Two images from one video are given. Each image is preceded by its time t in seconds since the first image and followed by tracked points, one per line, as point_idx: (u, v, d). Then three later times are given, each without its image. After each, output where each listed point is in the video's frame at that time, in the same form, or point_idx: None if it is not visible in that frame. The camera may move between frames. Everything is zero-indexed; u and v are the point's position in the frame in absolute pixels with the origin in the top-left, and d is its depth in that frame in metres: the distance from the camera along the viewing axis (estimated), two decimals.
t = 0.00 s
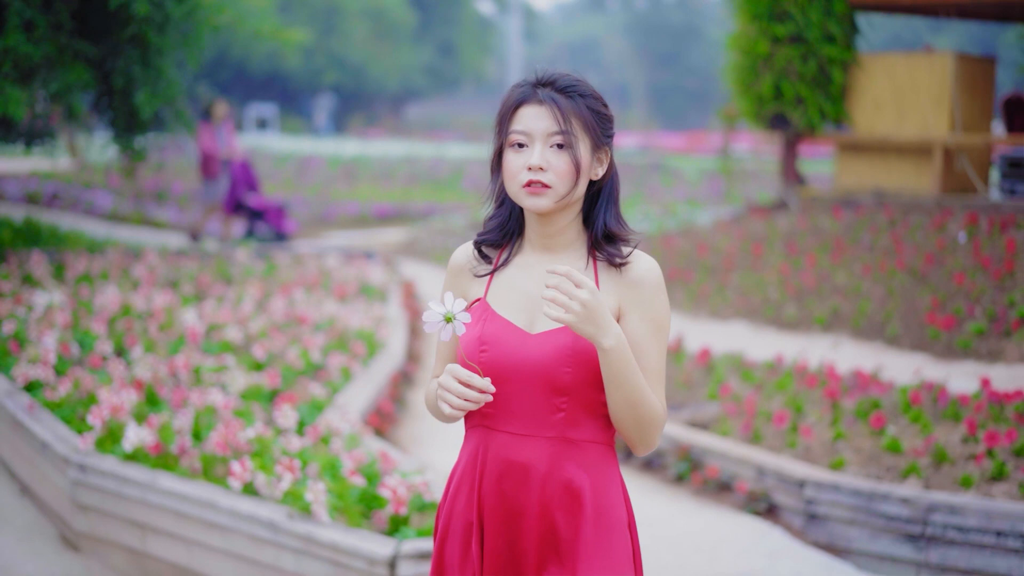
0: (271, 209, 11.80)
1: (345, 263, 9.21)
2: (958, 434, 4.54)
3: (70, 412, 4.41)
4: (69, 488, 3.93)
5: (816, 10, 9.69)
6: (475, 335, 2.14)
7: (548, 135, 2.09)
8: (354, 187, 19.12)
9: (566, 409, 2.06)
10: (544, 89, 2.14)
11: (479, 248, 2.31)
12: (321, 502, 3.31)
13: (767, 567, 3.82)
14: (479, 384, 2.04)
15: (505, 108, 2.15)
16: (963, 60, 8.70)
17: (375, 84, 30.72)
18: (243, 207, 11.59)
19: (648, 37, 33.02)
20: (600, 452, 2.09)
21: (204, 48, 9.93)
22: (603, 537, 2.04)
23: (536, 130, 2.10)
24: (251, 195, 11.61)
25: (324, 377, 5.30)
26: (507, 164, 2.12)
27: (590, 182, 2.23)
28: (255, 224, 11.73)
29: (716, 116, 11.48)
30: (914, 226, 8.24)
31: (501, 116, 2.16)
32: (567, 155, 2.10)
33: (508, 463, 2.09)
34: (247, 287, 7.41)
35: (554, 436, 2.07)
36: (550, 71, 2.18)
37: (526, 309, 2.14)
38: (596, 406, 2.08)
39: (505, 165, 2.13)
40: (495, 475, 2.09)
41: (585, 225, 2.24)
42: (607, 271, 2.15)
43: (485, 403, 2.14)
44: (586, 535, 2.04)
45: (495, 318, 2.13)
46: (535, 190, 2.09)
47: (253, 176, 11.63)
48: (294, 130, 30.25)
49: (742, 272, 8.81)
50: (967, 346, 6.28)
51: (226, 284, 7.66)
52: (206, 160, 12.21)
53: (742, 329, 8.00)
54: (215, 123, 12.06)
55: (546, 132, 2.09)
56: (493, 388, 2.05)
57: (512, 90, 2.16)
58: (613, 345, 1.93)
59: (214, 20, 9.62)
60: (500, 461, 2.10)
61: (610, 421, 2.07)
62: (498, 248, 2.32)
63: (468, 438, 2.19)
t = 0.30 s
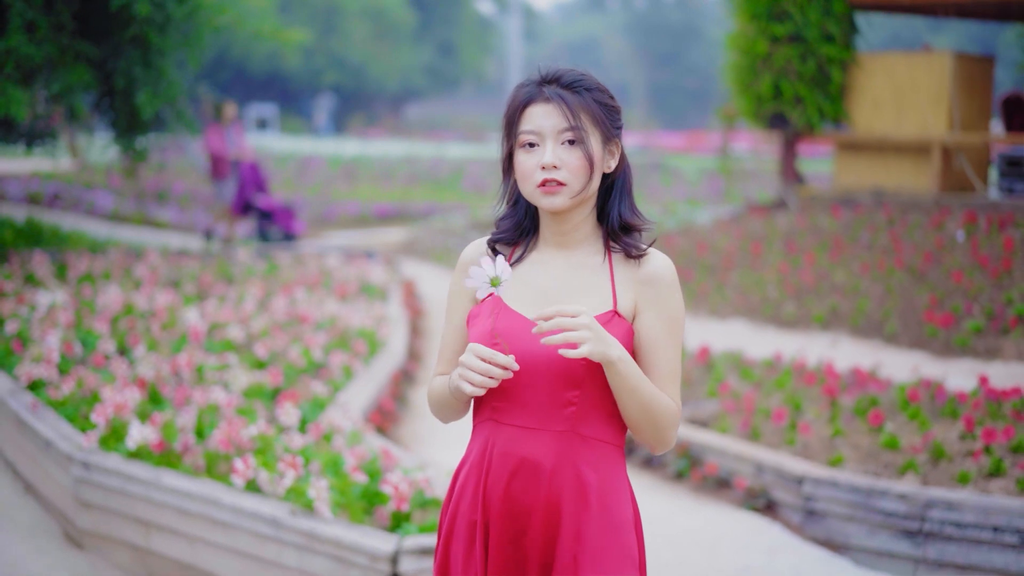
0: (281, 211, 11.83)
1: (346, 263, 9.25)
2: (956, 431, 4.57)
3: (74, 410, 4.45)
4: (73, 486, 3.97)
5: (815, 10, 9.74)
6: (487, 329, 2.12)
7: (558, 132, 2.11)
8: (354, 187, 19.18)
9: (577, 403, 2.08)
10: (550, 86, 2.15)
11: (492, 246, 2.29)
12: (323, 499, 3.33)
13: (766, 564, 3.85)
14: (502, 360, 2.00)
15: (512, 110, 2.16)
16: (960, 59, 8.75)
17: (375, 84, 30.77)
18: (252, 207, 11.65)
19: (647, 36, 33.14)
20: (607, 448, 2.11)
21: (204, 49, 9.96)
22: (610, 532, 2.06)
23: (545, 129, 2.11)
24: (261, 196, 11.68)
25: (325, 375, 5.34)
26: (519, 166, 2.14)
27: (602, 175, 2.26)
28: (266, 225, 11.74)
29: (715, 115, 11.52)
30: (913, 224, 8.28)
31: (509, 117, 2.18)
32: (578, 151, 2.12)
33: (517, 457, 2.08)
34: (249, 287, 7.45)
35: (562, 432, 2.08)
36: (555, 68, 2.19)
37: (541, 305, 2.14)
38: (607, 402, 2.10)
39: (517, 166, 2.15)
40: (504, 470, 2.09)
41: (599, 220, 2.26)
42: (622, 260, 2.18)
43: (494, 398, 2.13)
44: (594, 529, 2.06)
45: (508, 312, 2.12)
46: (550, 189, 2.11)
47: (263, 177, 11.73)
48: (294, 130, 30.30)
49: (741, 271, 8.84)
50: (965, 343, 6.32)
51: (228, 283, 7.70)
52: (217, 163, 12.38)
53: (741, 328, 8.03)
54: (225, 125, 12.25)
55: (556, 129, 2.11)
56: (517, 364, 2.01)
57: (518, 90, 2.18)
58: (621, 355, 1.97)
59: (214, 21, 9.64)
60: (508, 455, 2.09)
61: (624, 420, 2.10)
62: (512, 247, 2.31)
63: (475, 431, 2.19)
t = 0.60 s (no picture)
0: (289, 211, 11.78)
1: (347, 263, 9.29)
2: (952, 428, 4.61)
3: (76, 408, 4.49)
4: (75, 483, 4.02)
5: (813, 10, 9.78)
6: (495, 324, 2.14)
7: (564, 131, 2.13)
8: (354, 188, 19.23)
9: (583, 399, 2.12)
10: (552, 86, 2.17)
11: (499, 245, 2.29)
12: (323, 495, 3.36)
13: (762, 560, 3.89)
14: (521, 346, 2.03)
15: (516, 110, 2.18)
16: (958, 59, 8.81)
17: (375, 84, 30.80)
18: (261, 208, 11.66)
19: (648, 36, 33.22)
20: (612, 445, 2.14)
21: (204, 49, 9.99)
22: (614, 529, 2.09)
23: (551, 129, 2.13)
24: (269, 197, 11.69)
25: (326, 374, 5.37)
26: (526, 165, 2.15)
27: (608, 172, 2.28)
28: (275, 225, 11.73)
29: (713, 115, 11.55)
30: (911, 223, 8.31)
31: (513, 117, 2.19)
32: (584, 149, 2.14)
33: (522, 453, 2.11)
34: (249, 286, 7.47)
35: (568, 428, 2.11)
36: (555, 68, 2.21)
37: (547, 303, 2.16)
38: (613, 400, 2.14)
39: (523, 166, 2.16)
40: (509, 466, 2.12)
41: (606, 217, 2.28)
42: (629, 255, 2.21)
43: (501, 393, 2.17)
44: (598, 525, 2.09)
45: (516, 309, 2.15)
46: (559, 188, 2.12)
47: (272, 178, 11.72)
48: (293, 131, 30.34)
49: (740, 270, 8.88)
50: (962, 342, 6.36)
51: (228, 283, 7.73)
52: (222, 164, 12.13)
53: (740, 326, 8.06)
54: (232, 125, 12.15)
55: (561, 128, 2.13)
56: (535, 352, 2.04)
57: (520, 91, 2.19)
58: (619, 358, 2.00)
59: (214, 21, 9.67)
60: (513, 451, 2.12)
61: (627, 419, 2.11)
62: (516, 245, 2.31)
63: (479, 429, 2.22)
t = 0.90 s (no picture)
0: (298, 212, 11.85)
1: (346, 262, 9.34)
2: (946, 425, 4.65)
3: (78, 407, 4.53)
4: (78, 480, 4.06)
5: (810, 10, 9.82)
6: (496, 321, 2.18)
7: (566, 128, 2.16)
8: (354, 188, 19.27)
9: (587, 396, 2.16)
10: (555, 81, 2.19)
11: (498, 242, 2.32)
12: (323, 491, 3.42)
13: (757, 555, 3.93)
14: (529, 343, 2.06)
15: (518, 106, 2.20)
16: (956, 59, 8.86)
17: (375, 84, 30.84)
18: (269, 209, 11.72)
19: (648, 36, 33.28)
20: (614, 444, 2.19)
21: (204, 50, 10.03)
22: (615, 525, 2.13)
23: (553, 125, 2.16)
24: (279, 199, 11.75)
25: (326, 372, 5.41)
26: (527, 162, 2.18)
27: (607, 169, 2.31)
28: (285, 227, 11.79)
29: (712, 114, 11.59)
30: (909, 223, 8.35)
31: (514, 113, 2.21)
32: (586, 146, 2.16)
33: (527, 448, 2.15)
34: (250, 286, 7.51)
35: (572, 424, 2.15)
36: (558, 63, 2.23)
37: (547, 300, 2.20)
38: (614, 397, 2.17)
39: (525, 162, 2.19)
40: (513, 461, 2.15)
41: (605, 214, 2.32)
42: (628, 252, 2.25)
43: (505, 389, 2.21)
44: (599, 521, 2.13)
45: (517, 306, 2.18)
46: (560, 184, 2.15)
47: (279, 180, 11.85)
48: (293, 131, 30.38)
49: (738, 269, 8.92)
50: (958, 340, 6.40)
51: (229, 282, 7.76)
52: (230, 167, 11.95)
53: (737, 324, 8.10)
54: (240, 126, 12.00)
55: (564, 125, 2.15)
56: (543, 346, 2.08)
57: (521, 87, 2.21)
58: (616, 354, 2.04)
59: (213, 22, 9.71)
60: (518, 445, 2.16)
61: (625, 415, 2.14)
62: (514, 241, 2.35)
63: (481, 425, 2.25)
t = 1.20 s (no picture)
0: (307, 212, 11.98)
1: (347, 262, 9.38)
2: (940, 423, 4.69)
3: (79, 405, 4.57)
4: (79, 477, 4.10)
5: (808, 10, 9.87)
6: (496, 320, 2.20)
7: (564, 127, 2.19)
8: (354, 188, 19.31)
9: (589, 395, 2.19)
10: (553, 81, 2.22)
11: (493, 240, 2.34)
12: (322, 488, 3.46)
13: (752, 551, 3.97)
14: (530, 342, 2.09)
15: (515, 104, 2.23)
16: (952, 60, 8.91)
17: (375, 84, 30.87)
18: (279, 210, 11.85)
19: (647, 36, 33.34)
20: (614, 443, 2.23)
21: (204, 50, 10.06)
22: (614, 522, 2.17)
23: (552, 124, 2.19)
24: (287, 199, 11.87)
25: (326, 371, 5.45)
26: (525, 160, 2.21)
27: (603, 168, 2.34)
28: (293, 228, 11.92)
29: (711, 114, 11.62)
30: (906, 222, 8.38)
31: (511, 112, 2.24)
32: (584, 145, 2.20)
33: (529, 445, 2.18)
34: (250, 285, 7.54)
35: (574, 423, 2.18)
36: (556, 63, 2.26)
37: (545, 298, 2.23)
38: (612, 394, 2.21)
39: (523, 161, 2.22)
40: (515, 457, 2.18)
41: (600, 213, 2.35)
42: (624, 250, 2.28)
43: (506, 387, 2.23)
44: (599, 518, 2.17)
45: (517, 305, 2.21)
46: (558, 183, 2.19)
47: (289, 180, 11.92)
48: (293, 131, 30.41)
49: (736, 269, 8.95)
50: (954, 339, 6.44)
51: (229, 282, 7.79)
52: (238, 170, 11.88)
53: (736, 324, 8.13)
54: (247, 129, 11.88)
55: (562, 125, 2.19)
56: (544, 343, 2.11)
57: (519, 86, 2.24)
58: (613, 349, 2.07)
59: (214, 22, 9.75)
60: (520, 442, 2.18)
61: (621, 410, 2.18)
62: (510, 240, 2.37)
63: (480, 421, 2.27)
